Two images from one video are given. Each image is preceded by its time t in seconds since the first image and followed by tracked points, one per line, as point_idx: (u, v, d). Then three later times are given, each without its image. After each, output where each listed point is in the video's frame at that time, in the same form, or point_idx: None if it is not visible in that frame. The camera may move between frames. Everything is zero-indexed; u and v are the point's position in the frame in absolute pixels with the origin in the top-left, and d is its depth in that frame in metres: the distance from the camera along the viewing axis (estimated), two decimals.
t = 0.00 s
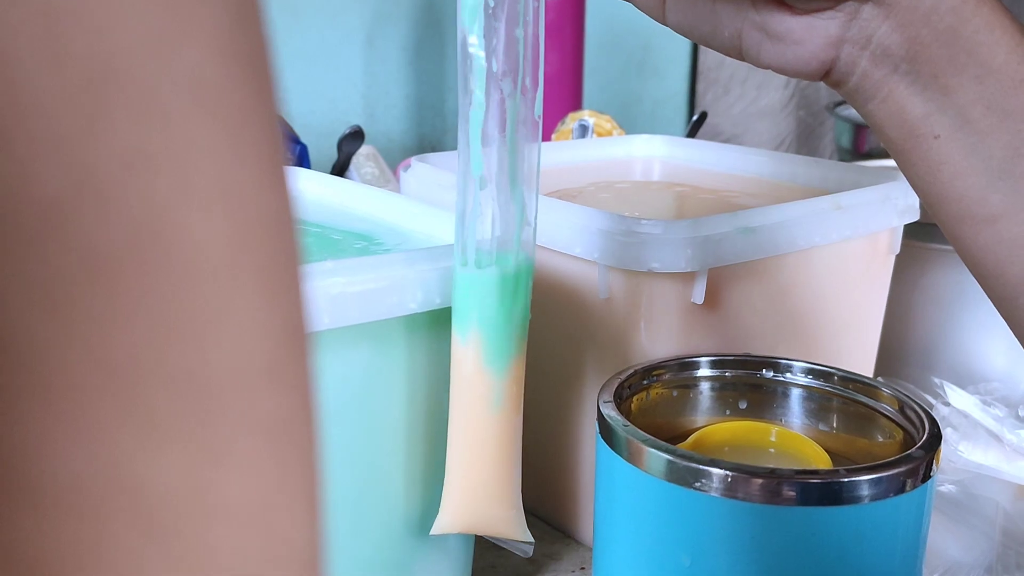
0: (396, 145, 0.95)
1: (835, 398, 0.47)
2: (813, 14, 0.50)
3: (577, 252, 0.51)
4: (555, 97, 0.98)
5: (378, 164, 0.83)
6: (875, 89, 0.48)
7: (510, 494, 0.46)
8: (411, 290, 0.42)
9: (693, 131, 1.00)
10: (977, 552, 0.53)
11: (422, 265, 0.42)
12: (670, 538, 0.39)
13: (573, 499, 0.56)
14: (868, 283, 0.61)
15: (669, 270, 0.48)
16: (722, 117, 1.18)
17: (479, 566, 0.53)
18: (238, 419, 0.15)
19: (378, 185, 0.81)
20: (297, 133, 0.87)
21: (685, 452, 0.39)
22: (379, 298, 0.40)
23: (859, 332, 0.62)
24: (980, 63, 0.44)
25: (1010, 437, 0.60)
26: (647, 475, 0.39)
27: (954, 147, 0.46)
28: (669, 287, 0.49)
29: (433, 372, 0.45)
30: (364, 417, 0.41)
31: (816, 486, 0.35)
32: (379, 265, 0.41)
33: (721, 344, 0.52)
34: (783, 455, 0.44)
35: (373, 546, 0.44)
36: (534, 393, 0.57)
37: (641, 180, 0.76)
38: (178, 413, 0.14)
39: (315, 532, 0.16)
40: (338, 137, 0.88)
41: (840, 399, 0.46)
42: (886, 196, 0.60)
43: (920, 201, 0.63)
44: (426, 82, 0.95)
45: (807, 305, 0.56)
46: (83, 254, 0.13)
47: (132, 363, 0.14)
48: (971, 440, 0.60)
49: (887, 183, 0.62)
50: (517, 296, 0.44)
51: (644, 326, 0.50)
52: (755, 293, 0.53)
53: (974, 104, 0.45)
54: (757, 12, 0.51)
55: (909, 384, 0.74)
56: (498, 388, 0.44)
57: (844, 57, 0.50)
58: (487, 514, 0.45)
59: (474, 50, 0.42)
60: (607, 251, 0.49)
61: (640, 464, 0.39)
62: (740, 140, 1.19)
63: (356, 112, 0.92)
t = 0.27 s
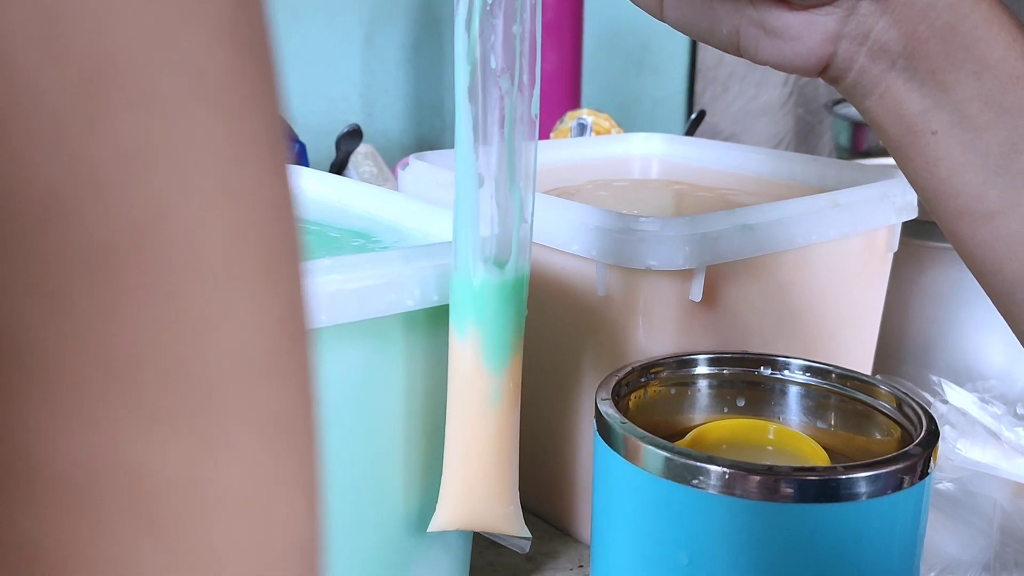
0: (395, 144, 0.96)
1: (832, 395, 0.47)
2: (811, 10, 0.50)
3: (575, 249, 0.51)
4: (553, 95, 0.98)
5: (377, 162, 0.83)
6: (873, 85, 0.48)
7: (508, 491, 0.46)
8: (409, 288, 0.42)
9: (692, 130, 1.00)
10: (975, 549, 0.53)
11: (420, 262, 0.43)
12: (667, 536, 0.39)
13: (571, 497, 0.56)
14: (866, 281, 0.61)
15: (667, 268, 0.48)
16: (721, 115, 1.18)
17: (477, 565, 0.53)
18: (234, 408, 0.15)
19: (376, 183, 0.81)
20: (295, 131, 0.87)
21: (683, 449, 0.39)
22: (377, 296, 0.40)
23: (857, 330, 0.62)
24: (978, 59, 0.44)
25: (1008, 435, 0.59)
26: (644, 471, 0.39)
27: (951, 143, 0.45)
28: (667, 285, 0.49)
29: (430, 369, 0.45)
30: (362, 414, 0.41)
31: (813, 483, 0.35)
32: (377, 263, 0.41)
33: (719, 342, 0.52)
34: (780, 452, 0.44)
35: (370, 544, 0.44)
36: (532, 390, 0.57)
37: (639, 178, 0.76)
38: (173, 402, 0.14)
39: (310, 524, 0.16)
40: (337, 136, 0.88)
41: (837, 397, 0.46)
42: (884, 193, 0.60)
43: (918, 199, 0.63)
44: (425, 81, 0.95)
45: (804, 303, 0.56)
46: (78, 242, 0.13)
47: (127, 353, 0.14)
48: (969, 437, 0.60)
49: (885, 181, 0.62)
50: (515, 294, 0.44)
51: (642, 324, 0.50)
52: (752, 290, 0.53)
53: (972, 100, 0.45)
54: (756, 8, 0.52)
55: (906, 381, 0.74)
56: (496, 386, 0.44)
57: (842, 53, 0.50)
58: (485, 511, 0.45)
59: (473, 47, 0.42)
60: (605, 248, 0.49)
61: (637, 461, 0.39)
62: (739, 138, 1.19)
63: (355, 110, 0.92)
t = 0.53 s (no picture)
0: (394, 144, 0.96)
1: (832, 395, 0.47)
2: (807, 11, 0.50)
3: (574, 249, 0.51)
4: (553, 96, 0.98)
5: (376, 162, 0.83)
6: (870, 85, 0.48)
7: (508, 492, 0.46)
8: (409, 288, 0.42)
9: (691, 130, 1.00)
10: (975, 549, 0.54)
11: (420, 262, 0.43)
12: (667, 536, 0.39)
13: (571, 497, 0.56)
14: (866, 281, 0.61)
15: (667, 268, 0.48)
16: (720, 117, 1.18)
17: (477, 565, 0.53)
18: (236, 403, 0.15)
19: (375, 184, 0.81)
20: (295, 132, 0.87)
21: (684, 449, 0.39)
22: (377, 296, 0.40)
23: (857, 330, 0.62)
24: (973, 59, 0.44)
25: (1007, 434, 0.59)
26: (644, 471, 0.39)
27: (949, 143, 0.46)
28: (666, 284, 0.49)
29: (430, 369, 0.45)
30: (362, 413, 0.41)
31: (813, 483, 0.35)
32: (377, 264, 0.41)
33: (718, 342, 0.52)
34: (781, 452, 0.44)
35: (371, 543, 0.44)
36: (531, 391, 0.57)
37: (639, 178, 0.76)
38: (176, 395, 0.14)
39: (312, 518, 0.16)
40: (336, 136, 0.88)
41: (837, 396, 0.46)
42: (883, 193, 0.60)
43: (918, 199, 0.63)
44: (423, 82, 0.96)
45: (804, 302, 0.56)
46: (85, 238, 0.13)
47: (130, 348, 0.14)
48: (969, 437, 0.59)
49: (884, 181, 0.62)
50: (514, 295, 0.44)
51: (641, 324, 0.50)
52: (752, 290, 0.53)
53: (968, 100, 0.45)
54: (753, 10, 0.52)
55: (906, 381, 0.74)
56: (496, 386, 0.44)
57: (839, 54, 0.50)
58: (485, 512, 0.45)
59: (471, 47, 0.42)
60: (604, 248, 0.49)
61: (637, 461, 0.39)
62: (738, 139, 1.19)
63: (354, 111, 0.92)
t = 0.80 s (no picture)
0: (394, 145, 0.96)
1: (833, 395, 0.47)
2: (807, 12, 0.50)
3: (574, 249, 0.51)
4: (552, 96, 0.98)
5: (376, 162, 0.83)
6: (870, 86, 0.48)
7: (508, 493, 0.46)
8: (409, 288, 0.42)
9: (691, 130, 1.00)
10: (975, 548, 0.54)
11: (422, 261, 0.43)
12: (668, 536, 0.39)
13: (571, 497, 0.56)
14: (866, 280, 0.61)
15: (667, 267, 0.48)
16: (719, 117, 1.19)
17: (477, 565, 0.53)
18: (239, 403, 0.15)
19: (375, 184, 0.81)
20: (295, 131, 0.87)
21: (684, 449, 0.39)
22: (378, 296, 0.40)
23: (857, 330, 0.62)
24: (973, 60, 0.44)
25: (1008, 434, 0.60)
26: (644, 471, 0.39)
27: (949, 144, 0.45)
28: (666, 284, 0.49)
29: (430, 370, 0.45)
30: (363, 413, 0.41)
31: (814, 483, 0.35)
32: (378, 263, 0.41)
33: (718, 341, 0.52)
34: (781, 452, 0.44)
35: (371, 544, 0.44)
36: (531, 391, 0.57)
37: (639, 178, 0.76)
38: (179, 395, 0.14)
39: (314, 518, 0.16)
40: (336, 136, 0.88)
41: (838, 396, 0.46)
42: (883, 193, 0.60)
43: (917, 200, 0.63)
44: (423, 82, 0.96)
45: (804, 302, 0.56)
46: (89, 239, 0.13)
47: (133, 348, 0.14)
48: (969, 436, 0.59)
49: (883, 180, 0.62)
50: (514, 295, 0.44)
51: (642, 324, 0.50)
52: (752, 290, 0.53)
53: (968, 101, 0.45)
54: (753, 11, 0.52)
55: (906, 381, 0.74)
56: (496, 387, 0.44)
57: (839, 55, 0.50)
58: (485, 512, 0.45)
59: (471, 48, 0.42)
60: (604, 248, 0.49)
61: (638, 461, 0.39)
62: (737, 139, 1.19)
63: (354, 110, 0.92)
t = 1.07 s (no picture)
0: (392, 146, 0.96)
1: (830, 395, 0.47)
2: (803, 14, 0.50)
3: (572, 249, 0.51)
4: (551, 96, 0.98)
5: (375, 163, 0.83)
6: (866, 88, 0.48)
7: (506, 493, 0.46)
8: (408, 288, 0.42)
9: (689, 131, 1.00)
10: (973, 547, 0.54)
11: (421, 260, 0.43)
12: (666, 535, 0.39)
13: (570, 497, 0.56)
14: (864, 280, 0.61)
15: (665, 268, 0.48)
16: (717, 118, 1.18)
17: (476, 565, 0.53)
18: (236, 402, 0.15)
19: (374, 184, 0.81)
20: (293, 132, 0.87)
21: (682, 448, 0.39)
22: (376, 296, 0.40)
23: (855, 330, 0.62)
24: (969, 63, 0.44)
25: (1006, 434, 0.60)
26: (642, 471, 0.39)
27: (945, 146, 0.46)
28: (664, 284, 0.49)
29: (429, 370, 0.45)
30: (362, 414, 0.41)
31: (812, 482, 0.35)
32: (376, 263, 0.41)
33: (716, 341, 0.52)
34: (779, 452, 0.44)
35: (371, 544, 0.44)
36: (529, 391, 0.57)
37: (637, 178, 0.76)
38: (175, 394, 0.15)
39: (313, 514, 0.17)
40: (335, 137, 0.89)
41: (836, 396, 0.46)
42: (881, 193, 0.60)
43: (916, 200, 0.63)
44: (421, 82, 0.96)
45: (802, 302, 0.57)
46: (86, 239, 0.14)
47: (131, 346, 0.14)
48: (968, 436, 0.59)
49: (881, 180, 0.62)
50: (514, 296, 0.44)
51: (639, 324, 0.50)
52: (749, 290, 0.53)
53: (963, 103, 0.45)
54: (748, 13, 0.52)
55: (904, 380, 0.74)
56: (495, 387, 0.44)
57: (834, 57, 0.50)
58: (484, 512, 0.45)
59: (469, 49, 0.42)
60: (602, 249, 0.49)
61: (636, 460, 0.39)
62: (736, 140, 1.19)
63: (352, 111, 0.92)
